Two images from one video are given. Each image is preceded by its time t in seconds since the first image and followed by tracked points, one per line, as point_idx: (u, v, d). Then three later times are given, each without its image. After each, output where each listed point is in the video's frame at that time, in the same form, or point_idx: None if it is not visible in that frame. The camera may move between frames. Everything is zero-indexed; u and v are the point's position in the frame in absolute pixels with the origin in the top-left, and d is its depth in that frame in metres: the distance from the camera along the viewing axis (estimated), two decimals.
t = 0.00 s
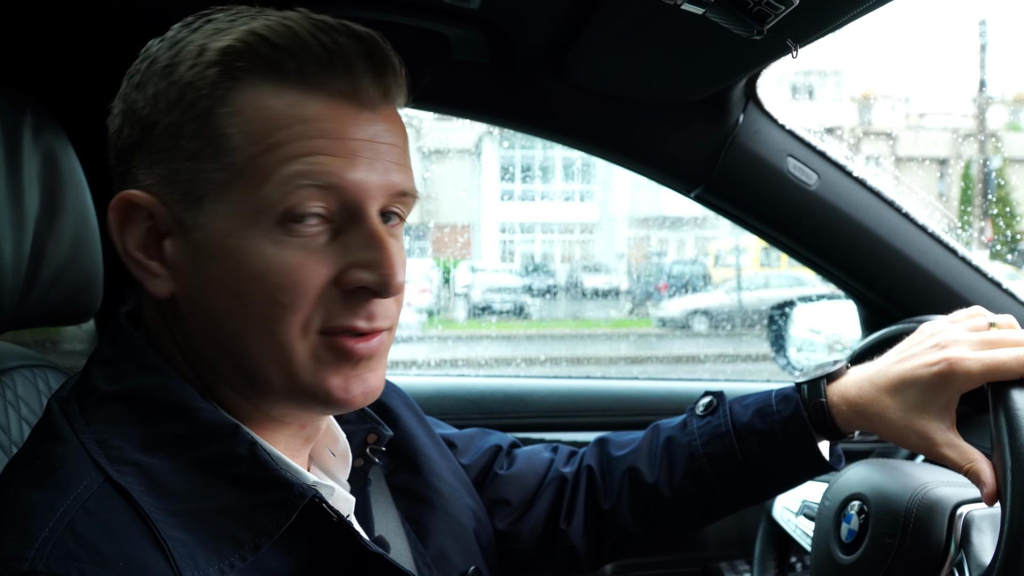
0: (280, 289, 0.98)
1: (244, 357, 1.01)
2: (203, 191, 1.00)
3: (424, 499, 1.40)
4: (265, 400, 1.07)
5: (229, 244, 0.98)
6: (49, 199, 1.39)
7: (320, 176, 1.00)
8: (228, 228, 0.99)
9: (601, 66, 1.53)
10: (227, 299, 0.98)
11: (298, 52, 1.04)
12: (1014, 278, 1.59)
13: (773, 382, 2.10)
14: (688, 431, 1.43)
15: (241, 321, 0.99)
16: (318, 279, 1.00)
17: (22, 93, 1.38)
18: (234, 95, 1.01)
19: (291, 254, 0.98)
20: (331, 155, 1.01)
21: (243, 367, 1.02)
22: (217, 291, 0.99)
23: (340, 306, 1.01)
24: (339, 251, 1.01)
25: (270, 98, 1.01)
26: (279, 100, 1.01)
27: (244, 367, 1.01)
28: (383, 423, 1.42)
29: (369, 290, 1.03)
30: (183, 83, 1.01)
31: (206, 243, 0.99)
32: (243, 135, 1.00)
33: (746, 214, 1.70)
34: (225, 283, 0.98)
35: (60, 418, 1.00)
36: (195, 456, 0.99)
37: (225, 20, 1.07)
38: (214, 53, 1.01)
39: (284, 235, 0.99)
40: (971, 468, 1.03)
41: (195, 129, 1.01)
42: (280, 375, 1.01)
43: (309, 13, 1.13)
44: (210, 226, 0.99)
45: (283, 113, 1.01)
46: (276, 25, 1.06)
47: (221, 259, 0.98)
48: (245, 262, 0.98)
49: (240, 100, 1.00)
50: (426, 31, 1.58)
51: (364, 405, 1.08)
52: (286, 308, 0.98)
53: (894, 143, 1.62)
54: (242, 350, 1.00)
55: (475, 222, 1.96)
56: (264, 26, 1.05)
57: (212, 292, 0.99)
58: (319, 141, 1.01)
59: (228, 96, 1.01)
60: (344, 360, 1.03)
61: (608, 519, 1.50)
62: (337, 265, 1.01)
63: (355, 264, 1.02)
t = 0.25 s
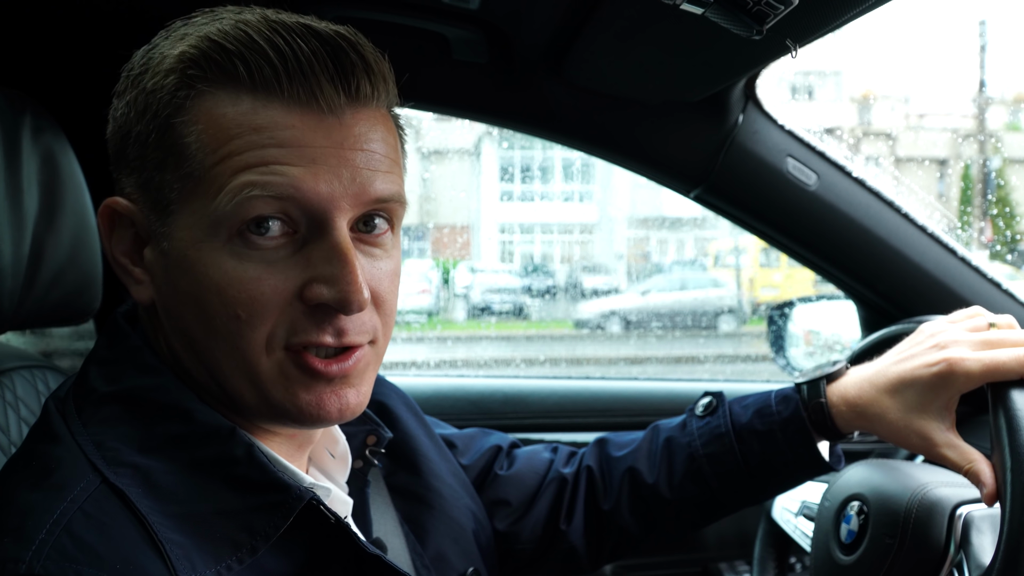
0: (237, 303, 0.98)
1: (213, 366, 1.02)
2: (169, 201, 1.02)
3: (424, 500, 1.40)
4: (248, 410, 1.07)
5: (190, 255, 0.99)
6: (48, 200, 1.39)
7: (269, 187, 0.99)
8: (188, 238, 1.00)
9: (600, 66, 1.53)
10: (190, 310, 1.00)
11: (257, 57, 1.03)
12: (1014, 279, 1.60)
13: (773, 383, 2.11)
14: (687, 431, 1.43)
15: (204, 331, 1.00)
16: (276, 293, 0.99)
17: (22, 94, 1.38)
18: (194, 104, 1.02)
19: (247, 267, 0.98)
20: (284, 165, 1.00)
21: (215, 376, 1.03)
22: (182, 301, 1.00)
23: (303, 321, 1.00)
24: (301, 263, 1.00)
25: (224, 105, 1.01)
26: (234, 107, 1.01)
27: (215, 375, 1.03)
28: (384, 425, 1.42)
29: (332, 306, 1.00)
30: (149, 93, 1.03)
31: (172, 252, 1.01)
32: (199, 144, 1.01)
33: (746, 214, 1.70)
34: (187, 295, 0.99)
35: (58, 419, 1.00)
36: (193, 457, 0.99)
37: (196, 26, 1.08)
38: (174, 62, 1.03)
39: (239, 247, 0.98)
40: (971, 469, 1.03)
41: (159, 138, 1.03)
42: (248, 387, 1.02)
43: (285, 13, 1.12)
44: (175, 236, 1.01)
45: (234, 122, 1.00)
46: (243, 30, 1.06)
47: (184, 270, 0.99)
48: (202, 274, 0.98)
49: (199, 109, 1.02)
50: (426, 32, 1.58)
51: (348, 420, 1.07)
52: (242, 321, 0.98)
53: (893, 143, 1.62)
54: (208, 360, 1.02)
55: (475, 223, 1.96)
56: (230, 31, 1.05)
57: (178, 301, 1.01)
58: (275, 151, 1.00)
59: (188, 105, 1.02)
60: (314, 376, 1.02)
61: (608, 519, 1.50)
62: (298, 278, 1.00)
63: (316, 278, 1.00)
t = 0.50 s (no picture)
0: (246, 302, 0.97)
1: (219, 366, 1.01)
2: (177, 199, 1.01)
3: (424, 500, 1.41)
4: (251, 411, 1.06)
5: (197, 253, 0.99)
6: (48, 200, 1.39)
7: (279, 186, 0.98)
8: (197, 237, 0.99)
9: (600, 67, 1.53)
10: (197, 309, 0.99)
11: (269, 57, 1.03)
12: (1014, 279, 1.59)
13: (773, 383, 2.13)
14: (687, 431, 1.43)
15: (211, 330, 0.99)
16: (285, 291, 0.98)
17: (21, 94, 1.38)
18: (204, 103, 1.01)
19: (256, 265, 0.97)
20: (296, 164, 1.00)
21: (220, 376, 1.02)
22: (190, 300, 0.99)
23: (311, 320, 0.99)
24: (309, 262, 0.99)
25: (235, 105, 1.00)
26: (244, 107, 1.00)
27: (221, 375, 1.02)
28: (383, 426, 1.41)
29: (340, 305, 1.00)
30: (160, 92, 1.03)
31: (180, 251, 1.00)
32: (209, 143, 1.00)
33: (745, 214, 1.69)
34: (195, 293, 0.99)
35: (58, 419, 1.00)
36: (194, 457, 0.99)
37: (205, 26, 1.08)
38: (184, 60, 1.02)
39: (248, 246, 0.98)
40: (971, 468, 1.03)
41: (169, 137, 1.02)
42: (255, 388, 1.01)
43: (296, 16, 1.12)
44: (183, 234, 1.00)
45: (245, 121, 1.00)
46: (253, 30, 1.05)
47: (192, 268, 0.99)
48: (211, 273, 0.97)
49: (208, 107, 1.01)
50: (425, 32, 1.58)
51: (353, 420, 1.07)
52: (251, 320, 0.97)
53: (893, 143, 1.63)
54: (214, 360, 1.01)
55: (474, 223, 1.96)
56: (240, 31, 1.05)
57: (186, 300, 1.00)
58: (285, 150, 1.00)
59: (198, 104, 1.01)
60: (321, 377, 1.02)
61: (608, 520, 1.50)
62: (306, 277, 0.99)
63: (326, 277, 0.99)
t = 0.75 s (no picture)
0: (319, 287, 1.00)
1: (276, 353, 1.02)
2: (232, 190, 1.00)
3: (422, 500, 1.40)
4: (282, 397, 1.08)
5: (265, 241, 0.99)
6: (47, 199, 1.39)
7: (348, 173, 1.02)
8: (260, 225, 0.99)
9: (599, 66, 1.53)
10: (262, 297, 1.00)
11: (323, 51, 1.05)
12: (1014, 278, 1.60)
13: (772, 383, 2.09)
14: (686, 431, 1.43)
15: (274, 318, 1.00)
16: (350, 275, 1.02)
17: (20, 94, 1.38)
18: (262, 93, 1.01)
19: (325, 251, 1.00)
20: (362, 152, 1.03)
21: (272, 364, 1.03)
22: (249, 288, 1.00)
23: (371, 303, 1.05)
24: (368, 248, 1.04)
25: (297, 95, 1.02)
26: (306, 98, 1.02)
27: (274, 363, 1.03)
28: (381, 426, 1.42)
29: (397, 285, 1.06)
30: (207, 82, 1.00)
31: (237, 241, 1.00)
32: (273, 133, 1.00)
33: (746, 213, 1.69)
34: (261, 281, 0.99)
35: (58, 419, 1.00)
36: (193, 457, 0.99)
37: (238, 18, 1.06)
38: (238, 50, 1.01)
39: (316, 232, 1.00)
40: (971, 467, 1.03)
41: (221, 127, 1.00)
42: (313, 370, 1.04)
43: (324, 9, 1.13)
44: (241, 224, 1.00)
45: (310, 111, 1.02)
46: (297, 23, 1.06)
47: (257, 257, 0.99)
48: (280, 260, 0.99)
49: (268, 98, 1.01)
50: (424, 32, 1.58)
51: (373, 404, 1.10)
52: (321, 305, 1.01)
53: (892, 142, 1.63)
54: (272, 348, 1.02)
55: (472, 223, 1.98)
56: (285, 24, 1.05)
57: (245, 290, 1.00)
58: (351, 138, 1.03)
59: (256, 94, 1.00)
60: (373, 356, 1.07)
61: (607, 519, 1.50)
62: (366, 262, 1.04)
63: (387, 259, 1.05)
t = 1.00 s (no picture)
0: (351, 271, 1.07)
1: (304, 339, 1.06)
2: (268, 178, 1.05)
3: (424, 496, 1.41)
4: (298, 385, 1.11)
5: (300, 227, 1.05)
6: (46, 199, 1.39)
7: (374, 167, 1.11)
8: (296, 211, 1.05)
9: (599, 65, 1.53)
10: (296, 281, 1.05)
11: (352, 51, 1.14)
12: (1013, 277, 1.60)
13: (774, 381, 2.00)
14: (686, 430, 1.43)
15: (308, 301, 1.05)
16: (377, 260, 1.10)
17: (19, 93, 1.38)
18: (298, 87, 1.08)
19: (355, 237, 1.08)
20: (388, 147, 1.13)
21: (298, 349, 1.07)
22: (284, 273, 1.05)
23: (392, 287, 1.12)
24: (389, 236, 1.11)
25: (329, 91, 1.10)
26: (338, 94, 1.10)
27: (302, 349, 1.06)
28: (384, 421, 1.43)
29: (415, 272, 1.15)
30: (245, 74, 1.05)
31: (273, 227, 1.05)
32: (310, 124, 1.07)
33: (746, 213, 1.69)
34: (296, 265, 1.05)
35: (62, 416, 1.00)
36: (198, 451, 0.99)
37: (267, 17, 1.13)
38: (277, 46, 1.07)
39: (347, 219, 1.08)
40: (971, 465, 1.04)
41: (259, 118, 1.06)
42: (338, 357, 1.08)
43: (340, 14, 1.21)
44: (278, 211, 1.05)
45: (342, 106, 1.10)
46: (326, 23, 1.13)
47: (292, 242, 1.05)
48: (316, 244, 1.05)
49: (304, 92, 1.08)
50: (424, 31, 1.58)
51: (385, 391, 1.15)
52: (353, 289, 1.07)
53: (892, 142, 1.62)
54: (300, 335, 1.06)
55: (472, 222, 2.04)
56: (315, 24, 1.12)
57: (279, 274, 1.05)
58: (379, 133, 1.12)
59: (293, 88, 1.08)
60: (392, 341, 1.13)
61: (607, 518, 1.50)
62: (389, 249, 1.11)
63: (407, 247, 1.13)
